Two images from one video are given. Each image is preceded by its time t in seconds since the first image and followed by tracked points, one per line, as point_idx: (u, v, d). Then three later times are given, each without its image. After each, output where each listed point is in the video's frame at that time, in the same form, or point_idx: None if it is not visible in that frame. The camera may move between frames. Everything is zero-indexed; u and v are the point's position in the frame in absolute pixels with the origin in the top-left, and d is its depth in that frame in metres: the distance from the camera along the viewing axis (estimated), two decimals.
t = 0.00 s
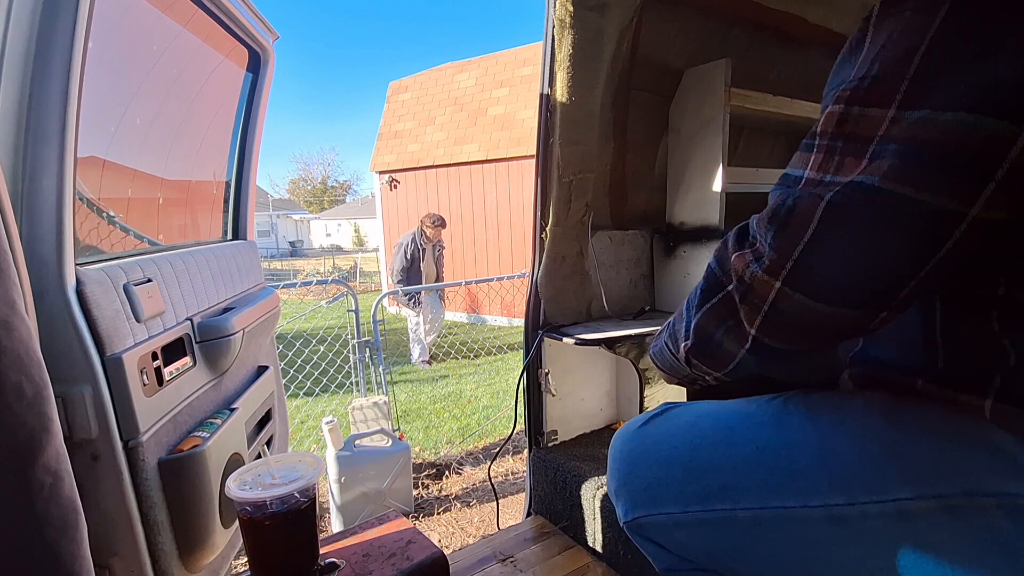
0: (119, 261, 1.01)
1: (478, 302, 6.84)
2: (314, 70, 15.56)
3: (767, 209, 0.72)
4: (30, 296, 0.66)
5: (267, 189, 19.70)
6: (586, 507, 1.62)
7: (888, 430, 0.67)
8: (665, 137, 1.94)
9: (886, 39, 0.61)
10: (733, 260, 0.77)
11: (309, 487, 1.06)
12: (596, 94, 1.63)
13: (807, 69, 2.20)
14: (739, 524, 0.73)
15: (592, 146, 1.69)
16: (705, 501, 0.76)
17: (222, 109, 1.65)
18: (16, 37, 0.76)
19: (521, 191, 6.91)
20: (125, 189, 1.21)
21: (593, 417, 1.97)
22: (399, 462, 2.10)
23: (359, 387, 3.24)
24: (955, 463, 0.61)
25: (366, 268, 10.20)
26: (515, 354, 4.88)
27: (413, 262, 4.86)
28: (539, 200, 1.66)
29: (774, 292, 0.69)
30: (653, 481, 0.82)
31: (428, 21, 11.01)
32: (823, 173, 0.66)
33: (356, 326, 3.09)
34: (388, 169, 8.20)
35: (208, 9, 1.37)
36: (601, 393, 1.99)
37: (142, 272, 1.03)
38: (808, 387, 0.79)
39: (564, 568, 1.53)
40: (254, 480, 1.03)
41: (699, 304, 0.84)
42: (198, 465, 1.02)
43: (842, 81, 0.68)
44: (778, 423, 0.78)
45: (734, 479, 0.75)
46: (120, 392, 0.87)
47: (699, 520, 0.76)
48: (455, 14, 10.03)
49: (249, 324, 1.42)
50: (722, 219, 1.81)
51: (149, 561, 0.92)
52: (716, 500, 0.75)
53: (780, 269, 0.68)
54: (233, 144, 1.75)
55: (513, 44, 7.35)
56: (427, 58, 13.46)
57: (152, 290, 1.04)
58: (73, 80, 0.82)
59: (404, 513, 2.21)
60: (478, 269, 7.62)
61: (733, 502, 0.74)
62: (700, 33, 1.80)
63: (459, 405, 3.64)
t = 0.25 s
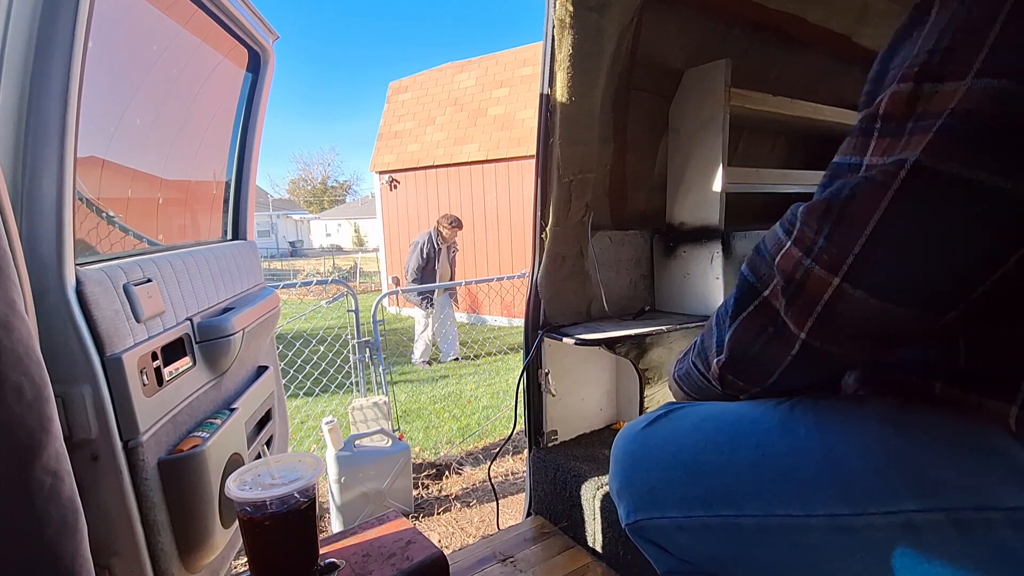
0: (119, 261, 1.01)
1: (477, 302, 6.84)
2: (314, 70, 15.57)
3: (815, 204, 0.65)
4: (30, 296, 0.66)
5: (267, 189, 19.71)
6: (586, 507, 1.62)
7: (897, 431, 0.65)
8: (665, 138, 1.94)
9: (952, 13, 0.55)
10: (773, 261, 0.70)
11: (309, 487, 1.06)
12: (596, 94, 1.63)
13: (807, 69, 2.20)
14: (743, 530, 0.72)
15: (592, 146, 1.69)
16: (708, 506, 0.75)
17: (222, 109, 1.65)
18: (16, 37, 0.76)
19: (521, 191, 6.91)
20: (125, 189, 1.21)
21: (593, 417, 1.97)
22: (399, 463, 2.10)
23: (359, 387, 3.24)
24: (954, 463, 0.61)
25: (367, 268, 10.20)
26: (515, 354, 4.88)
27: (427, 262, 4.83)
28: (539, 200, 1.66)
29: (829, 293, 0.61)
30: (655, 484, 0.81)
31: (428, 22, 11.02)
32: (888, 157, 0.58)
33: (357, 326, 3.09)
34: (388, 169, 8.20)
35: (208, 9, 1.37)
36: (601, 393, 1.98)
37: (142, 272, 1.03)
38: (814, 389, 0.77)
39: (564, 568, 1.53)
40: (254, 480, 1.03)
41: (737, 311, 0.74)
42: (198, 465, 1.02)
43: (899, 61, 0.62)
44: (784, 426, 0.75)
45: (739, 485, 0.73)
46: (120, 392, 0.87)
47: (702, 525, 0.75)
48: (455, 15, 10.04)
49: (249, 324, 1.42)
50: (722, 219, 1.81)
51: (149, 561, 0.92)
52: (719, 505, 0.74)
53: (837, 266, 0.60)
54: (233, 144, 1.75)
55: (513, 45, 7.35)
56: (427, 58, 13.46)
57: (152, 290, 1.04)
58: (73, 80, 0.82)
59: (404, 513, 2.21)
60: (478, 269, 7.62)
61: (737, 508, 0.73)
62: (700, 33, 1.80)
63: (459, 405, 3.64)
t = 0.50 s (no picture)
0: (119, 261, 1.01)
1: (478, 301, 6.84)
2: (314, 70, 15.56)
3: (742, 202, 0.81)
4: (31, 295, 0.66)
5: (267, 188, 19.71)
6: (586, 506, 1.62)
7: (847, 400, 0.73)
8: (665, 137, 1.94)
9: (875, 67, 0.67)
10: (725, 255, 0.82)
11: (309, 486, 1.06)
12: (597, 93, 1.62)
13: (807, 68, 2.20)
14: (721, 507, 0.78)
15: (592, 145, 1.69)
16: (688, 491, 0.80)
17: (222, 109, 1.65)
18: (16, 37, 0.76)
19: (521, 190, 6.90)
20: (125, 189, 1.21)
21: (593, 417, 1.97)
22: (399, 462, 2.10)
23: (359, 387, 3.24)
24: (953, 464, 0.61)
25: (367, 268, 10.20)
26: (515, 353, 4.88)
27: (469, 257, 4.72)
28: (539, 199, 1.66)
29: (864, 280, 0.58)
30: (638, 478, 0.85)
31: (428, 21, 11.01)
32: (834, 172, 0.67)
33: (357, 325, 3.08)
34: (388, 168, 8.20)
35: (208, 9, 1.37)
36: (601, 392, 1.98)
37: (142, 272, 1.03)
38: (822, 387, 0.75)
39: (565, 567, 1.53)
40: (254, 479, 1.03)
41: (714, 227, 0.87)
42: (199, 465, 1.02)
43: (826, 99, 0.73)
44: (747, 406, 0.82)
45: (713, 465, 0.79)
46: (120, 392, 0.87)
47: (686, 511, 0.80)
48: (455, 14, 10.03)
49: (249, 323, 1.42)
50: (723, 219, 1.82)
51: (149, 560, 0.92)
52: (697, 488, 0.79)
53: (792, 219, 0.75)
54: (233, 144, 1.75)
55: (513, 44, 7.34)
56: (427, 57, 13.45)
57: (152, 290, 1.04)
58: (73, 80, 0.82)
59: (405, 512, 2.21)
60: (478, 268, 7.62)
61: (713, 486, 0.78)
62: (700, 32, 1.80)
63: (459, 405, 3.64)
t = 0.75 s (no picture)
0: (119, 261, 1.01)
1: (478, 301, 6.84)
2: (315, 70, 15.56)
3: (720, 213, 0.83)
4: (31, 295, 0.66)
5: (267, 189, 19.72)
6: (587, 506, 1.62)
7: (849, 409, 0.74)
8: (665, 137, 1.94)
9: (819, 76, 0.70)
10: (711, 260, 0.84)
11: (309, 486, 1.06)
12: (596, 93, 1.62)
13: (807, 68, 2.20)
14: (717, 508, 0.78)
15: (592, 145, 1.69)
16: (686, 491, 0.80)
17: (222, 109, 1.65)
18: (16, 38, 0.76)
19: (521, 190, 6.90)
20: (125, 189, 1.21)
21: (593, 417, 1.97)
22: (399, 462, 2.10)
23: (359, 387, 3.24)
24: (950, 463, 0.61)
25: (367, 268, 10.20)
26: (515, 353, 4.87)
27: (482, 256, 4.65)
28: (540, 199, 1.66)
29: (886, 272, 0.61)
30: (636, 478, 0.85)
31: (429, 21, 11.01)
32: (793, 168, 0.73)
33: (357, 325, 3.08)
34: (388, 168, 8.19)
35: (208, 9, 1.37)
36: (602, 392, 1.99)
37: (143, 271, 1.03)
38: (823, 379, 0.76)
39: (564, 567, 1.53)
40: (255, 479, 1.03)
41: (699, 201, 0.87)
42: (199, 465, 1.02)
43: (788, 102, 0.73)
44: (748, 413, 0.82)
45: (712, 466, 0.79)
46: (120, 392, 0.87)
47: (682, 510, 0.80)
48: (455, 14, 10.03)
49: (249, 323, 1.42)
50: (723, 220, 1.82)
51: (149, 560, 0.92)
52: (694, 489, 0.80)
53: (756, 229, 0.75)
54: (233, 143, 1.75)
55: (513, 44, 7.35)
56: (427, 57, 13.46)
57: (152, 290, 1.04)
58: (74, 79, 0.82)
59: (405, 512, 2.21)
60: (478, 269, 7.62)
61: (711, 487, 0.79)
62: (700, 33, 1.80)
63: (459, 405, 3.64)
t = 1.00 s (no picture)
0: (119, 261, 1.01)
1: (477, 302, 6.84)
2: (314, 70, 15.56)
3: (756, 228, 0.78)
4: (30, 295, 0.65)
5: (267, 189, 19.72)
6: (586, 507, 1.62)
7: (854, 431, 0.72)
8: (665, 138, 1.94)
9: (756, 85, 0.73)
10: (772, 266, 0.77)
11: (309, 487, 1.06)
12: (596, 94, 1.63)
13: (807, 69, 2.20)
14: (721, 534, 0.78)
15: (592, 146, 1.69)
16: (688, 515, 0.80)
17: (222, 109, 1.65)
18: (16, 38, 0.76)
19: (521, 191, 6.90)
20: (125, 189, 1.21)
21: (593, 418, 1.97)
22: (399, 462, 2.10)
23: (359, 387, 3.24)
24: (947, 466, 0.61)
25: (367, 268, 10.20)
26: (514, 354, 4.87)
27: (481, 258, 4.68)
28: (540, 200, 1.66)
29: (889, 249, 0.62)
30: (638, 498, 0.85)
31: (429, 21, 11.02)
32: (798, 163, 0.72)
33: (357, 326, 3.07)
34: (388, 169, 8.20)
35: (208, 9, 1.37)
36: (601, 393, 1.99)
37: (142, 272, 1.03)
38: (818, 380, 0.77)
39: (564, 568, 1.53)
40: (254, 480, 1.03)
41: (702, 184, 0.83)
42: (198, 465, 1.02)
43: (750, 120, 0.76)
44: (752, 434, 0.81)
45: (715, 493, 0.79)
46: (119, 392, 0.87)
47: (684, 533, 0.80)
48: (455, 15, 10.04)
49: (249, 324, 1.42)
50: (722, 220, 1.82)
51: (148, 561, 0.92)
52: (697, 513, 0.79)
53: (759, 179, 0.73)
54: (233, 143, 1.75)
55: (513, 44, 7.35)
56: (427, 58, 13.46)
57: (152, 290, 1.04)
58: (73, 79, 0.82)
59: (404, 512, 2.21)
60: (478, 269, 7.62)
61: (714, 514, 0.78)
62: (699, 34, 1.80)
63: (459, 406, 3.64)
